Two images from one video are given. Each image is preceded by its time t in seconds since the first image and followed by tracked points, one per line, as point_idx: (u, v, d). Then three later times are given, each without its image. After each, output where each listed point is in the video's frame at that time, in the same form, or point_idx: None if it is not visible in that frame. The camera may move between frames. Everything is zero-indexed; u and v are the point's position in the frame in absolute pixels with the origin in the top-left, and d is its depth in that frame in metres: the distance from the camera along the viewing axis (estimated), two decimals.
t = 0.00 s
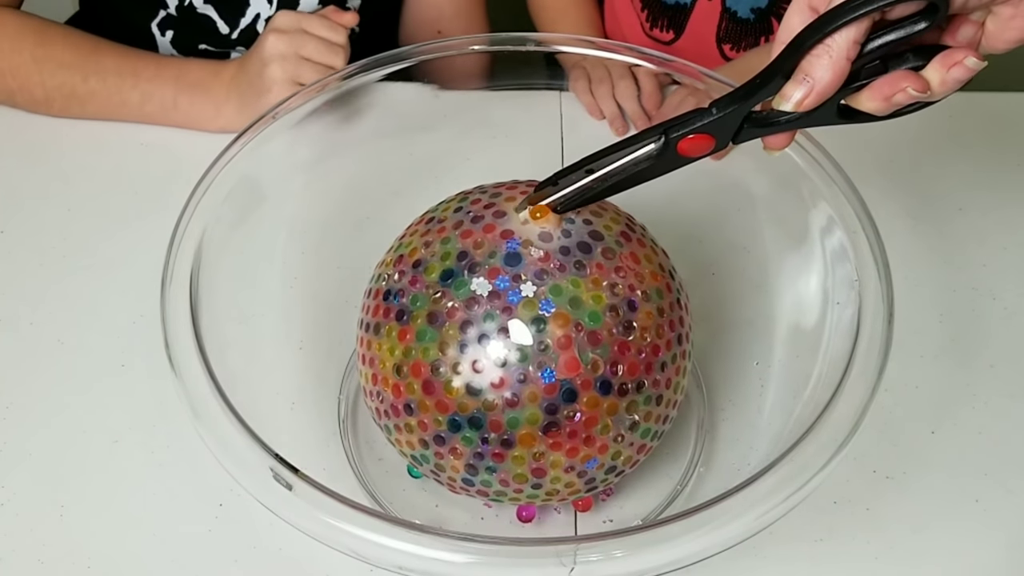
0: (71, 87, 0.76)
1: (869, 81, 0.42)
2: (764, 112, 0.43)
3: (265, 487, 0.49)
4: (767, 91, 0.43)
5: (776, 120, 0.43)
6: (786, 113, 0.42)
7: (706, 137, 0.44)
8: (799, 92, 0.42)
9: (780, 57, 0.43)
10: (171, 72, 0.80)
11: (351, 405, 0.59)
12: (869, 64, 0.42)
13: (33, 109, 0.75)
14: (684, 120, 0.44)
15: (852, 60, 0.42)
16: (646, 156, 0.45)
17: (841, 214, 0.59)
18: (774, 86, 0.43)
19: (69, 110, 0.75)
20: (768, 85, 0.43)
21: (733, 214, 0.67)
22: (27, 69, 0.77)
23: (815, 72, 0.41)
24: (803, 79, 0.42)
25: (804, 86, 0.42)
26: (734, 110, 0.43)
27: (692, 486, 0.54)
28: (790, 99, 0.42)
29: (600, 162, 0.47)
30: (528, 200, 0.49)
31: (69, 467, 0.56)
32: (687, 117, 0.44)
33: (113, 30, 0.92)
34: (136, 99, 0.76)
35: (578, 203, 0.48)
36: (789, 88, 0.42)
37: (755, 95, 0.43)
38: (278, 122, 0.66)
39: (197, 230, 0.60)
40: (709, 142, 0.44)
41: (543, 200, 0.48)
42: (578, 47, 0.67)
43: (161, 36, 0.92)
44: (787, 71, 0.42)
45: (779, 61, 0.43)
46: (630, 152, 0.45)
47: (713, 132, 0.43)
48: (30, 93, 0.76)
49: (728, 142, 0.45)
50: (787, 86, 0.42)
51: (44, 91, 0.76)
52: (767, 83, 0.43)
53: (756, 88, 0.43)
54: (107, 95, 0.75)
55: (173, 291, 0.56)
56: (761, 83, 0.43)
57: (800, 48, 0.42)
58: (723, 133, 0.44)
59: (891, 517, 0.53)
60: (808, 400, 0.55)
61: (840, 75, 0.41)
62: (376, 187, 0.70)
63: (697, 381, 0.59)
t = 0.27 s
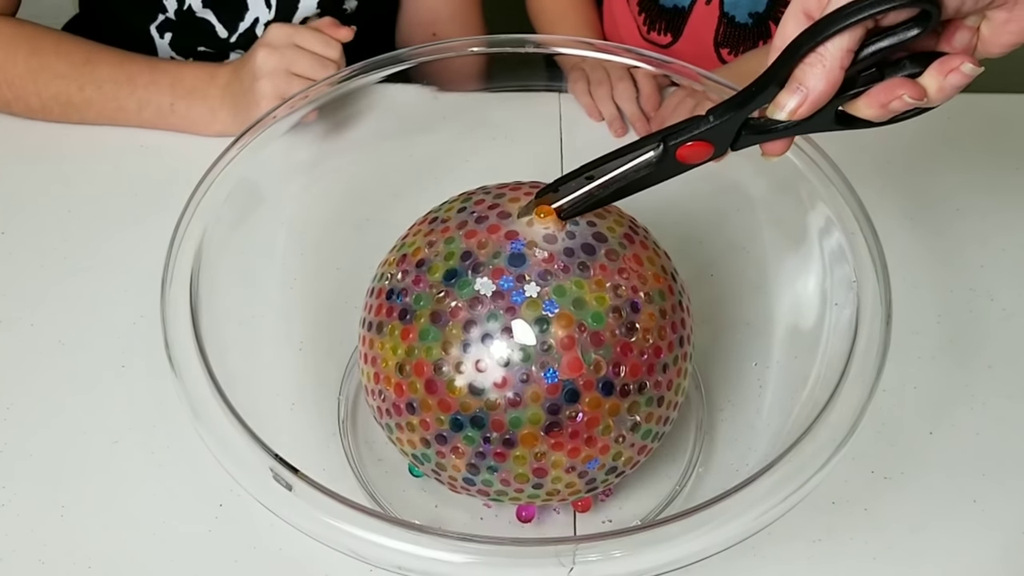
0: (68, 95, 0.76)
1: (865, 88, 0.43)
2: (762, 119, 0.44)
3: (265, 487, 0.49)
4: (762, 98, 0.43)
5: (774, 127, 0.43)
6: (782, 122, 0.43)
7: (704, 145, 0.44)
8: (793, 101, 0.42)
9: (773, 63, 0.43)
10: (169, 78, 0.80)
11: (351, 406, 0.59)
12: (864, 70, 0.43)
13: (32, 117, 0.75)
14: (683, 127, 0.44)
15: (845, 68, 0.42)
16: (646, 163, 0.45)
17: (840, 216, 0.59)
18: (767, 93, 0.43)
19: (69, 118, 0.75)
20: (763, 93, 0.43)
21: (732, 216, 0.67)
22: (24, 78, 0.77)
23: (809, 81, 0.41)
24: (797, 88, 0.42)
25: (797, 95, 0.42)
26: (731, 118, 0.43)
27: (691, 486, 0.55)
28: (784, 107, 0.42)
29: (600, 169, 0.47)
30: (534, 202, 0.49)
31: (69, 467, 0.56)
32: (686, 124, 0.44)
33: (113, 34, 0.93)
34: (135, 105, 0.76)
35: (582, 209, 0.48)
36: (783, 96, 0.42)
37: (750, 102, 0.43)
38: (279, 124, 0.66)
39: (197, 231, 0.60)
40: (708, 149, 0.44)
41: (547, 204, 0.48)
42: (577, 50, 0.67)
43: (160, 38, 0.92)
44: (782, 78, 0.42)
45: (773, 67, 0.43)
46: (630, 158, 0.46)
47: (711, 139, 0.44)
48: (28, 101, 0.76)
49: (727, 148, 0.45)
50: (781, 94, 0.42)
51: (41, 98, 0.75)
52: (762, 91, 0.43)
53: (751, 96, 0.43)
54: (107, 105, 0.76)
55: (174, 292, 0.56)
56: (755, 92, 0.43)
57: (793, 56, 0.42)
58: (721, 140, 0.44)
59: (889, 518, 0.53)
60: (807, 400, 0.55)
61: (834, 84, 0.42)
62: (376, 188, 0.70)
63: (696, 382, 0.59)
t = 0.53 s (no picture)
0: (69, 95, 0.76)
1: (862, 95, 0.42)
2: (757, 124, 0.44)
3: (265, 487, 0.49)
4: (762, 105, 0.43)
5: (769, 132, 0.44)
6: (779, 130, 0.43)
7: (700, 149, 0.44)
8: (792, 111, 0.42)
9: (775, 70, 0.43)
10: (168, 77, 0.80)
11: (351, 406, 0.59)
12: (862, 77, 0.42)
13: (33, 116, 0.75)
14: (680, 131, 0.44)
15: (846, 80, 0.42)
16: (641, 166, 0.46)
17: (838, 216, 0.59)
18: (767, 100, 0.43)
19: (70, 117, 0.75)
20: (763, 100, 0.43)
21: (731, 217, 0.68)
22: (25, 78, 0.77)
23: (809, 91, 0.42)
24: (797, 97, 0.42)
25: (797, 104, 0.42)
26: (730, 123, 0.43)
27: (690, 486, 0.55)
28: (783, 116, 0.42)
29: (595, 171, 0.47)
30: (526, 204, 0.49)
31: (70, 467, 0.56)
32: (684, 128, 0.44)
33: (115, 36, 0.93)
34: (135, 106, 0.76)
35: (574, 211, 0.48)
36: (782, 105, 0.42)
37: (750, 108, 0.43)
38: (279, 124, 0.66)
39: (198, 232, 0.60)
40: (703, 153, 0.45)
41: (540, 205, 0.48)
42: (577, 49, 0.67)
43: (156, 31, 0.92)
44: (782, 86, 0.43)
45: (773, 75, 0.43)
46: (625, 161, 0.46)
47: (707, 144, 0.44)
48: (30, 100, 0.76)
49: (721, 152, 0.45)
50: (781, 102, 0.43)
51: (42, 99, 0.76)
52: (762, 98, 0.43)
53: (751, 102, 0.43)
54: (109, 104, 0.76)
55: (174, 292, 0.56)
56: (756, 97, 0.43)
57: (795, 65, 0.42)
58: (717, 144, 0.44)
59: (888, 518, 0.53)
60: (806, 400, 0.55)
61: (833, 95, 0.42)
62: (376, 189, 0.70)
63: (695, 383, 0.60)
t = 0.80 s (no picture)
0: (69, 98, 0.77)
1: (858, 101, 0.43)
2: (753, 128, 0.44)
3: (264, 488, 0.49)
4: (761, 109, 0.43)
5: (766, 137, 0.44)
6: (778, 134, 0.43)
7: (696, 153, 0.44)
8: (792, 114, 0.42)
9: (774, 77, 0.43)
10: (168, 78, 0.80)
11: (350, 407, 0.59)
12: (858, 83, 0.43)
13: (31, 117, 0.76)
14: (676, 135, 0.44)
15: (845, 85, 0.42)
16: (636, 169, 0.46)
17: (835, 217, 0.60)
18: (767, 105, 0.43)
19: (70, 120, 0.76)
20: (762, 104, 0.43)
21: (729, 218, 0.68)
22: (26, 80, 0.77)
23: (809, 95, 0.42)
24: (797, 101, 0.42)
25: (797, 108, 0.42)
26: (728, 128, 0.43)
27: (689, 487, 0.55)
28: (783, 120, 0.43)
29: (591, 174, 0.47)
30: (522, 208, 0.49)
31: (70, 467, 0.56)
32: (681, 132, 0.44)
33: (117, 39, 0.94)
34: (136, 107, 0.76)
35: (570, 213, 0.48)
36: (782, 109, 0.43)
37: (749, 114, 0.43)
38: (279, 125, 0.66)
39: (197, 234, 0.60)
40: (699, 157, 0.45)
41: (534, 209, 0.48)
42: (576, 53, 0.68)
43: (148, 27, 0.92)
44: (781, 91, 0.43)
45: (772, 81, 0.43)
46: (621, 164, 0.46)
47: (703, 148, 0.44)
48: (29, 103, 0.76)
49: (717, 157, 0.45)
50: (780, 107, 0.43)
51: (43, 102, 0.76)
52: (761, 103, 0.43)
53: (749, 108, 0.43)
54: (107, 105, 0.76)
55: (174, 292, 0.56)
56: (755, 103, 0.43)
57: (795, 70, 0.42)
58: (713, 148, 0.44)
59: (886, 517, 0.54)
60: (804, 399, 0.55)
61: (833, 100, 0.42)
62: (376, 190, 0.71)
63: (693, 385, 0.60)
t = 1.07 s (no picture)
0: (69, 98, 0.77)
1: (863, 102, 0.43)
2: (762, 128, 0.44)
3: (265, 488, 0.49)
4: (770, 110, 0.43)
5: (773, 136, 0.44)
6: (789, 137, 0.43)
7: (703, 154, 0.44)
8: (803, 119, 0.42)
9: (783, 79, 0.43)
10: (169, 79, 0.81)
11: (351, 407, 0.59)
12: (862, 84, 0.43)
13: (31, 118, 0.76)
14: (683, 136, 0.44)
15: (853, 90, 0.42)
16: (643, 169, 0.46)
17: (835, 218, 0.60)
18: (776, 108, 0.43)
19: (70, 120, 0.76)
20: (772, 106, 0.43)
21: (729, 218, 0.68)
22: (26, 80, 0.77)
23: (819, 100, 0.42)
24: (807, 105, 0.42)
25: (808, 113, 0.42)
26: (737, 130, 0.43)
27: (688, 487, 0.55)
28: (792, 124, 0.43)
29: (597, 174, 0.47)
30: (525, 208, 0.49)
31: (71, 467, 0.57)
32: (689, 133, 0.44)
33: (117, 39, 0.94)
34: (135, 107, 0.76)
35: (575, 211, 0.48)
36: (792, 113, 0.43)
37: (759, 115, 0.43)
38: (279, 126, 0.66)
39: (198, 235, 0.60)
40: (706, 157, 0.45)
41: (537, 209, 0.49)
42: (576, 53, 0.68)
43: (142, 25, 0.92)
44: (790, 95, 0.43)
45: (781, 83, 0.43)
46: (628, 165, 0.46)
47: (710, 149, 0.44)
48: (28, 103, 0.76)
49: (723, 156, 0.45)
50: (790, 111, 0.43)
51: (43, 102, 0.76)
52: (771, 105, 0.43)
53: (759, 110, 0.43)
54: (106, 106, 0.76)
55: (175, 293, 0.56)
56: (765, 105, 0.43)
57: (807, 74, 0.42)
58: (721, 149, 0.44)
59: (884, 517, 0.54)
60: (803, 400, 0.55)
61: (841, 104, 0.42)
62: (375, 191, 0.71)
63: (693, 385, 0.60)
